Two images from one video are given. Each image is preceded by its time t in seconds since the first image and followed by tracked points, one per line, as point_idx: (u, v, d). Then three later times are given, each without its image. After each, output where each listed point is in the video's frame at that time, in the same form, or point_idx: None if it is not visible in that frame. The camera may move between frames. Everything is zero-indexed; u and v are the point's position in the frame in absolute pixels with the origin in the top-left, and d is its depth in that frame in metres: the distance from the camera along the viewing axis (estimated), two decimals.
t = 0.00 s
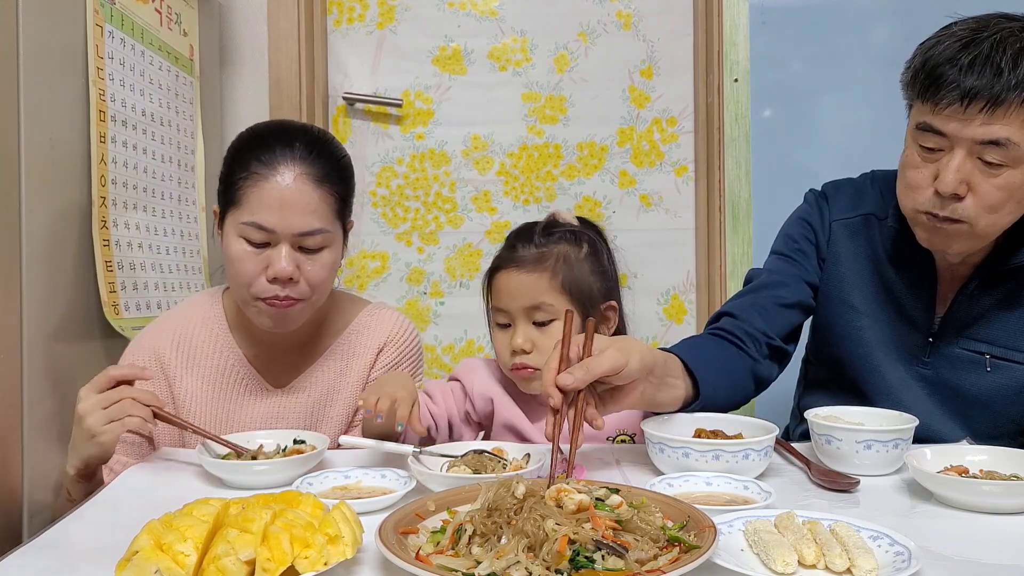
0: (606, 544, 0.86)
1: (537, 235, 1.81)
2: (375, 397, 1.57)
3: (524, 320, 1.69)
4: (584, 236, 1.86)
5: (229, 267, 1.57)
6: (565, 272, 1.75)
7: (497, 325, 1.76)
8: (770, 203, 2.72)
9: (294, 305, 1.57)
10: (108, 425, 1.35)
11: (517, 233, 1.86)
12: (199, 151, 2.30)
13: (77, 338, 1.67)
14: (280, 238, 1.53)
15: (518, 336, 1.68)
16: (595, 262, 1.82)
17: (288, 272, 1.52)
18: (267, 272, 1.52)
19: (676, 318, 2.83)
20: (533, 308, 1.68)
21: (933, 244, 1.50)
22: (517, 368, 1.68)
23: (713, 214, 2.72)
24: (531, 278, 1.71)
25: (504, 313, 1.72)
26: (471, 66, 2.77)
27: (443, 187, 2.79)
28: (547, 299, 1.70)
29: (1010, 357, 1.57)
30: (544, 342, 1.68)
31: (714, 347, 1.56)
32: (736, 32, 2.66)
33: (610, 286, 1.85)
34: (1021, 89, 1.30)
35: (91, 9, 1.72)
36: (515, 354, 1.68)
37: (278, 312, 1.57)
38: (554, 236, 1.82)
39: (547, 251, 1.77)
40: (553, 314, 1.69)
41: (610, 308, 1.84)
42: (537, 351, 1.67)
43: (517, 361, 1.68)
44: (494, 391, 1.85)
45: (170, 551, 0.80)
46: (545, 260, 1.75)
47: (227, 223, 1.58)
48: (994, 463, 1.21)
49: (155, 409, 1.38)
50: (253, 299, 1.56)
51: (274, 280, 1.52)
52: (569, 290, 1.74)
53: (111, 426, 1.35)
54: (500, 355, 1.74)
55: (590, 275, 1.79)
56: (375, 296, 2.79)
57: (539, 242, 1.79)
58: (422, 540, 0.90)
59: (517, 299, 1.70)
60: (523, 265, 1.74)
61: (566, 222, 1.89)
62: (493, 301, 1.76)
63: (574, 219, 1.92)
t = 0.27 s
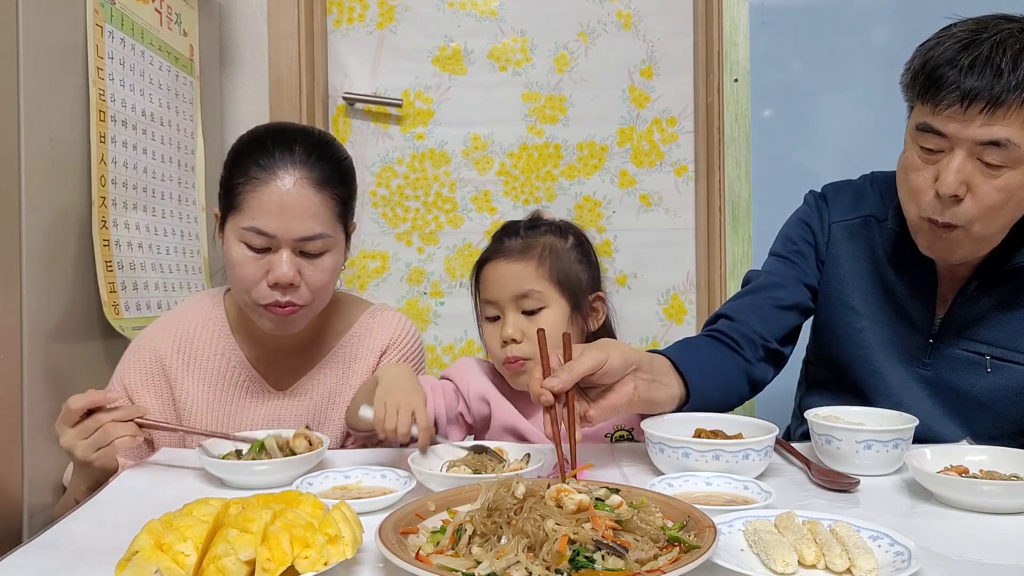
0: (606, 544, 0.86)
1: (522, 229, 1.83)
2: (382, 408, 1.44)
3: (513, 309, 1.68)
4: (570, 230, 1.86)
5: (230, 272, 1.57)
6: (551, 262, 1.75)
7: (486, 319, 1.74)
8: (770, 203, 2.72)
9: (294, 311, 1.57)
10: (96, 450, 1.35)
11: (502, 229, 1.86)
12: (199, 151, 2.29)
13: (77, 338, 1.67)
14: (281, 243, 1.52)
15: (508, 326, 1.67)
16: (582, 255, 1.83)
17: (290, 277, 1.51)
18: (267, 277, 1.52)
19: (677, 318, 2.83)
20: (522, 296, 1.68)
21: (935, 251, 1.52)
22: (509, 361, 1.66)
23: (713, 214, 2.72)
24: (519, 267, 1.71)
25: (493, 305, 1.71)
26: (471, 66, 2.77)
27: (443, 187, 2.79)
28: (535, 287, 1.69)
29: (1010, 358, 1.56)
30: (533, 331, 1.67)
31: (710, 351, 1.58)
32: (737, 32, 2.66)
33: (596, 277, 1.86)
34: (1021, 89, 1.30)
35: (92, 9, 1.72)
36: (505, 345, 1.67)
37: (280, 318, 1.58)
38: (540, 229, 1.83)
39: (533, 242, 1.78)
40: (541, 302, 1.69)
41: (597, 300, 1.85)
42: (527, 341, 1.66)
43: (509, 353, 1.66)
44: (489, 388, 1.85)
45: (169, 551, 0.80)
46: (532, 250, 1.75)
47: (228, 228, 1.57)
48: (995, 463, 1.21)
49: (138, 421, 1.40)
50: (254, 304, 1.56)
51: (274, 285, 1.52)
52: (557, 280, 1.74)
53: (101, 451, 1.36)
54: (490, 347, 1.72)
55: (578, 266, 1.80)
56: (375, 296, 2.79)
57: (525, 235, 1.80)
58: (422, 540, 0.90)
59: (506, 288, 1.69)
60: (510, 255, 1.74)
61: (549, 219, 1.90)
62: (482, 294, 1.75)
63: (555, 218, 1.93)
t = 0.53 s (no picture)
0: (606, 544, 0.86)
1: (518, 229, 1.80)
2: (368, 324, 1.47)
3: (510, 314, 1.68)
4: (564, 231, 1.85)
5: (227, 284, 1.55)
6: (547, 266, 1.74)
7: (480, 321, 1.74)
8: (770, 203, 2.72)
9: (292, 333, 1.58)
10: (97, 433, 1.37)
11: (496, 228, 1.83)
12: (199, 151, 2.29)
13: (77, 338, 1.67)
14: (278, 256, 1.49)
15: (504, 331, 1.67)
16: (575, 256, 1.83)
17: (286, 291, 1.48)
18: (264, 291, 1.49)
19: (676, 318, 2.83)
20: (519, 302, 1.68)
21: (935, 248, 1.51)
22: (504, 365, 1.70)
23: (713, 214, 2.72)
24: (515, 274, 1.70)
25: (488, 309, 1.71)
26: (471, 66, 2.77)
27: (443, 187, 2.79)
28: (533, 293, 1.69)
29: (1009, 359, 1.57)
30: (529, 336, 1.69)
31: (704, 345, 1.57)
32: (737, 32, 2.66)
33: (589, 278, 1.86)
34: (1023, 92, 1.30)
35: (92, 9, 1.72)
36: (501, 350, 1.69)
37: (276, 341, 1.59)
38: (535, 230, 1.80)
39: (528, 245, 1.76)
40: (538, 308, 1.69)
41: (592, 302, 1.86)
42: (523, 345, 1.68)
43: (505, 358, 1.69)
44: (480, 390, 1.85)
45: (169, 551, 0.80)
46: (527, 254, 1.74)
47: (224, 240, 1.55)
48: (995, 463, 1.21)
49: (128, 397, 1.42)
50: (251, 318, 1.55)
51: (271, 300, 1.49)
52: (552, 283, 1.74)
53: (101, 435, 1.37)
54: (483, 350, 1.74)
55: (572, 268, 1.80)
56: (375, 297, 2.79)
57: (520, 236, 1.78)
58: (422, 540, 0.89)
59: (502, 294, 1.69)
60: (506, 259, 1.73)
61: (542, 217, 1.87)
62: (476, 297, 1.75)
63: (548, 215, 1.90)
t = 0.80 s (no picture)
0: (606, 544, 0.87)
1: (524, 230, 1.76)
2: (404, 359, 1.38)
3: (515, 316, 1.66)
4: (567, 232, 1.82)
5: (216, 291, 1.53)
6: (552, 268, 1.72)
7: (482, 323, 1.72)
8: (770, 203, 2.73)
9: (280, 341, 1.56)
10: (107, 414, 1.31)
11: (500, 227, 1.80)
12: (199, 151, 2.29)
13: (78, 338, 1.67)
14: (264, 263, 1.47)
15: (508, 333, 1.65)
16: (579, 258, 1.81)
17: (273, 300, 1.46)
18: (250, 299, 1.47)
19: (676, 318, 2.83)
20: (524, 304, 1.65)
21: (928, 255, 1.52)
22: (509, 370, 1.69)
23: (713, 214, 2.72)
24: (522, 273, 1.67)
25: (492, 310, 1.68)
26: (471, 66, 2.77)
27: (443, 187, 2.79)
28: (538, 295, 1.66)
29: (1004, 359, 1.56)
30: (533, 339, 1.67)
31: (696, 342, 1.60)
32: (736, 32, 2.66)
33: (590, 282, 1.84)
34: (1016, 93, 1.30)
35: (92, 9, 1.72)
36: (505, 353, 1.67)
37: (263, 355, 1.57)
38: (541, 230, 1.77)
39: (535, 245, 1.73)
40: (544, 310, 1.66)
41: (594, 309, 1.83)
42: (527, 349, 1.66)
43: (509, 362, 1.67)
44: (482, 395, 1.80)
45: (169, 551, 0.80)
46: (534, 255, 1.70)
47: (212, 248, 1.54)
48: (994, 463, 1.21)
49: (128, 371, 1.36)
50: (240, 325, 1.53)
51: (257, 308, 1.48)
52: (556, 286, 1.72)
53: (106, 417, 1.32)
54: (487, 354, 1.72)
55: (575, 269, 1.78)
56: (375, 297, 2.79)
57: (526, 237, 1.74)
58: (422, 540, 0.89)
59: (506, 295, 1.66)
60: (512, 260, 1.69)
61: (545, 218, 1.84)
62: (479, 297, 1.72)
63: (550, 214, 1.88)
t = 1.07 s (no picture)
0: (606, 544, 0.87)
1: (532, 232, 1.76)
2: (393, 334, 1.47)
3: (521, 319, 1.65)
4: (576, 235, 1.82)
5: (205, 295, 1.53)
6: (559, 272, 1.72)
7: (487, 325, 1.71)
8: (770, 203, 2.72)
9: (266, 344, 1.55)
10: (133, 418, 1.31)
11: (509, 228, 1.80)
12: (200, 151, 2.29)
13: (78, 338, 1.67)
14: (253, 267, 1.47)
15: (514, 336, 1.65)
16: (588, 263, 1.80)
17: (260, 304, 1.45)
18: (239, 302, 1.47)
19: (676, 318, 2.83)
20: (531, 307, 1.65)
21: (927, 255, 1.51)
22: (513, 370, 1.68)
23: (713, 214, 2.72)
24: (529, 276, 1.66)
25: (498, 312, 1.67)
26: (471, 66, 2.77)
27: (443, 187, 2.79)
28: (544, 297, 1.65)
29: (1004, 359, 1.57)
30: (539, 342, 1.66)
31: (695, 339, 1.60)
32: (736, 32, 2.66)
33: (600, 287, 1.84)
34: (1013, 94, 1.30)
35: (91, 9, 1.72)
36: (510, 356, 1.66)
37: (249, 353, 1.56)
38: (550, 232, 1.77)
39: (543, 249, 1.72)
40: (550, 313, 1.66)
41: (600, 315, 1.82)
42: (533, 351, 1.65)
43: (513, 363, 1.67)
44: (484, 397, 1.77)
45: (169, 551, 0.80)
46: (542, 258, 1.70)
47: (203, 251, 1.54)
48: (994, 463, 1.21)
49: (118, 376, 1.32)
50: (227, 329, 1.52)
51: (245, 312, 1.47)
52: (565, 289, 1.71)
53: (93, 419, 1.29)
54: (490, 354, 1.71)
55: (584, 274, 1.78)
56: (374, 297, 2.79)
57: (535, 239, 1.74)
58: (422, 540, 0.89)
59: (514, 298, 1.65)
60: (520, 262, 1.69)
61: (555, 220, 1.84)
62: (484, 299, 1.71)
63: (560, 217, 1.88)
